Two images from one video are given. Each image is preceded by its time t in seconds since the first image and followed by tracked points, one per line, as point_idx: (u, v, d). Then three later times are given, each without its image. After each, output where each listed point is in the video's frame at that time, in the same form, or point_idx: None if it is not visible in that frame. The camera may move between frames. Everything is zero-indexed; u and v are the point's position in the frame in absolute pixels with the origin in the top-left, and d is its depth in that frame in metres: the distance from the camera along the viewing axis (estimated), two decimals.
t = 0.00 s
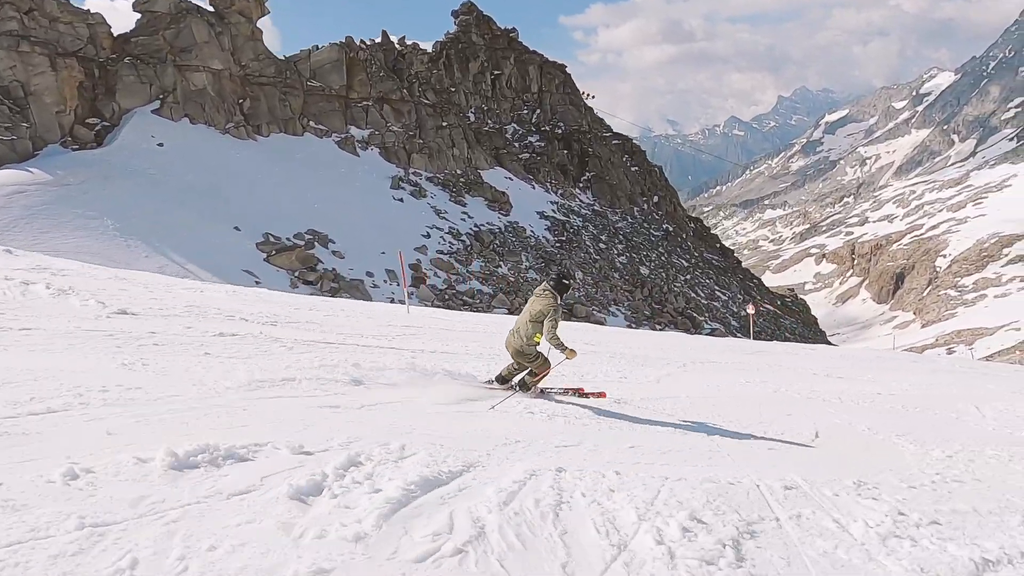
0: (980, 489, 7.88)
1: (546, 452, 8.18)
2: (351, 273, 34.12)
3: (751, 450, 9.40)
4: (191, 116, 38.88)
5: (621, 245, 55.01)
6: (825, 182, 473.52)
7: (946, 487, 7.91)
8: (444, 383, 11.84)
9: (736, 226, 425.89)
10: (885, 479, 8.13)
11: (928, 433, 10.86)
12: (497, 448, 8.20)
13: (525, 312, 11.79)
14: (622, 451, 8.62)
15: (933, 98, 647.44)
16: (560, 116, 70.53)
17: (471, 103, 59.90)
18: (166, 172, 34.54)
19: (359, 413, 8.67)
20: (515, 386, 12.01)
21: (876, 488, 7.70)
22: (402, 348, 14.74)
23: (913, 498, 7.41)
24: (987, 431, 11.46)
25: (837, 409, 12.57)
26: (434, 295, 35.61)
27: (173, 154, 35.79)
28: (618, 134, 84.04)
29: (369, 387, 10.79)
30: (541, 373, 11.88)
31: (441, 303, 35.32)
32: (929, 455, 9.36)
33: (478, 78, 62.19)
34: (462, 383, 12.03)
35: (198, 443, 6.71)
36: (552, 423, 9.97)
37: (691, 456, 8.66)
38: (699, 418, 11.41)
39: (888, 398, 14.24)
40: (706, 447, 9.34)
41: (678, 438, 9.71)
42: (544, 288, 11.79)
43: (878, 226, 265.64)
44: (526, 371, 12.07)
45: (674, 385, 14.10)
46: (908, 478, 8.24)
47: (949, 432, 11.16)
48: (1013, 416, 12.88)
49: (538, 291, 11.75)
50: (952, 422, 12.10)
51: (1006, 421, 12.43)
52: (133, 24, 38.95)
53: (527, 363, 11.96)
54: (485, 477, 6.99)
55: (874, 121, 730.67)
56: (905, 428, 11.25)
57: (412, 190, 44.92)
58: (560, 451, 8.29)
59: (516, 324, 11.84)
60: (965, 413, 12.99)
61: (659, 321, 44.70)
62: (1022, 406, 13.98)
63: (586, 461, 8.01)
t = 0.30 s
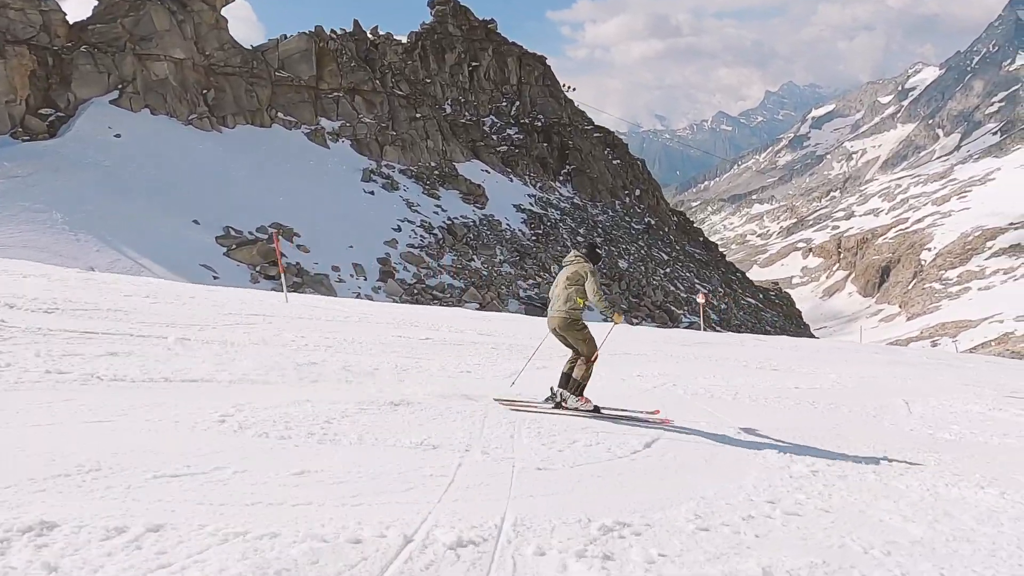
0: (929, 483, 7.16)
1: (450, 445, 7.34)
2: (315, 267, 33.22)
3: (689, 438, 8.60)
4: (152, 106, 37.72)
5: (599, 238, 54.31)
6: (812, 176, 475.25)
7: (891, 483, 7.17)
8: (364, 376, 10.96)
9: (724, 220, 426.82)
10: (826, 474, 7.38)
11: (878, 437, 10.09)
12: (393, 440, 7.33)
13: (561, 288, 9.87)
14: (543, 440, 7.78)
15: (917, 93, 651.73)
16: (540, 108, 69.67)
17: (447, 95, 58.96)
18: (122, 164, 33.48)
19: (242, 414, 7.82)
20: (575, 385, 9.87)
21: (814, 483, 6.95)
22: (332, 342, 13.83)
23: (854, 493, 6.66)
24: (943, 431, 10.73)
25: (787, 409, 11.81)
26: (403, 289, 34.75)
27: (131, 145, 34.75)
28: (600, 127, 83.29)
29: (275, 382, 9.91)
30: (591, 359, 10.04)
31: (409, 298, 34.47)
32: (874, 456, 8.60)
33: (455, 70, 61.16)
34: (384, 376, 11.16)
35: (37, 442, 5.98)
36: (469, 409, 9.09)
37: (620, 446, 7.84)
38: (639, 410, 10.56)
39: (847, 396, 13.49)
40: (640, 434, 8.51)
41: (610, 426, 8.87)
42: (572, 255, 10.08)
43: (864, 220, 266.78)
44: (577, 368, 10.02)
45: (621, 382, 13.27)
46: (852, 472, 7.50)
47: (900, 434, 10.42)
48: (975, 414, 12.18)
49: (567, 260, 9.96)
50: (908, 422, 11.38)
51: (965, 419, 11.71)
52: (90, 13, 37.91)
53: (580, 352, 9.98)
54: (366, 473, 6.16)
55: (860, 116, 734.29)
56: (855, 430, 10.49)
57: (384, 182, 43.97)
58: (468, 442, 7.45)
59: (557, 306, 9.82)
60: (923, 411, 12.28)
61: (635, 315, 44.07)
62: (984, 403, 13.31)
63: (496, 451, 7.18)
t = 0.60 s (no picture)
0: (859, 516, 6.49)
1: (325, 488, 6.59)
2: (273, 261, 32.08)
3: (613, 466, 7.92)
4: (102, 97, 36.47)
5: (573, 229, 53.51)
6: (793, 166, 477.97)
7: (818, 516, 6.50)
8: (279, 391, 10.19)
9: (706, 211, 428.40)
10: (749, 507, 6.72)
11: (824, 445, 9.44)
12: (262, 482, 6.53)
13: (630, 323, 8.95)
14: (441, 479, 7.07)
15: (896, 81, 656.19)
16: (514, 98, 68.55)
17: (416, 84, 57.75)
18: (68, 159, 32.29)
19: (115, 448, 7.08)
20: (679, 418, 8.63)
21: (731, 523, 6.28)
22: (257, 351, 12.98)
23: (771, 537, 5.96)
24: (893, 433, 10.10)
25: (735, 414, 11.14)
26: (365, 283, 33.72)
27: (77, 137, 33.51)
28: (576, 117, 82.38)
29: (174, 400, 9.13)
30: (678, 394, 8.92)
31: (372, 291, 33.41)
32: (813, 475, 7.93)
33: (425, 59, 60.00)
34: (302, 391, 10.35)
35: None
36: (379, 439, 8.35)
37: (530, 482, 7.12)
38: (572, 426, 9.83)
39: (801, 393, 12.81)
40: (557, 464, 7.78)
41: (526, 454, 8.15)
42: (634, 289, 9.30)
43: (844, 209, 268.57)
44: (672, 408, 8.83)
45: (564, 386, 12.54)
46: (776, 504, 6.84)
47: (848, 439, 9.79)
48: (931, 408, 11.56)
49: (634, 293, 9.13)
50: (860, 422, 10.73)
51: (919, 416, 11.08)
52: None
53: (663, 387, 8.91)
54: (187, 547, 5.23)
55: (840, 105, 739.41)
56: (801, 437, 9.84)
57: (348, 173, 42.81)
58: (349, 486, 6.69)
59: (631, 341, 8.87)
60: (878, 407, 11.64)
61: (608, 306, 43.35)
62: (943, 394, 12.69)
63: (374, 500, 6.40)
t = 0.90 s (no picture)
0: (805, 534, 5.50)
1: (167, 521, 5.46)
2: (239, 259, 30.99)
3: (536, 482, 6.92)
4: (64, 91, 35.53)
5: (554, 224, 52.61)
6: (782, 162, 479.17)
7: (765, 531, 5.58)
8: (191, 405, 9.33)
9: (696, 207, 428.84)
10: (683, 528, 5.71)
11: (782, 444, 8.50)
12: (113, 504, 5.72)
13: (685, 343, 8.45)
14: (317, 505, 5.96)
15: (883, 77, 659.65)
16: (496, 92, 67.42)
17: (394, 78, 56.75)
18: (25, 156, 31.27)
19: None
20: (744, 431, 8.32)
21: (655, 545, 5.23)
22: (187, 366, 12.14)
23: (706, 558, 4.99)
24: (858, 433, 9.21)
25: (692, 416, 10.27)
26: (336, 280, 32.70)
27: (35, 133, 32.49)
28: (560, 112, 81.45)
29: (62, 418, 8.28)
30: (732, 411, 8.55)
31: (344, 290, 32.39)
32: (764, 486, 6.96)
33: (403, 53, 58.97)
34: (217, 403, 9.47)
35: None
36: (280, 453, 7.43)
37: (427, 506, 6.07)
38: (510, 429, 8.92)
39: (767, 393, 12.05)
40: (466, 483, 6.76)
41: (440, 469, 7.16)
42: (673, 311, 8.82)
43: (833, 204, 268.84)
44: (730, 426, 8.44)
45: (513, 388, 11.66)
46: (714, 523, 5.84)
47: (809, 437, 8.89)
48: (901, 408, 10.73)
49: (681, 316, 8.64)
50: (823, 422, 9.87)
51: (888, 416, 10.23)
52: None
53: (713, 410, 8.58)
54: None
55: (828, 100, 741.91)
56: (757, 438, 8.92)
57: (322, 168, 41.69)
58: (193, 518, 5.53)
59: (689, 363, 8.36)
60: (845, 407, 10.82)
61: (589, 302, 42.51)
62: (914, 393, 11.90)
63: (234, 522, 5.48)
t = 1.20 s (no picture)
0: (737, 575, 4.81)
1: None
2: (218, 259, 30.25)
3: (469, 503, 6.21)
4: (40, 88, 34.80)
5: (546, 224, 51.85)
6: (781, 162, 478.19)
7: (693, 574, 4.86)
8: (107, 418, 8.55)
9: (695, 208, 428.02)
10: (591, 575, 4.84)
11: (742, 456, 7.73)
12: None
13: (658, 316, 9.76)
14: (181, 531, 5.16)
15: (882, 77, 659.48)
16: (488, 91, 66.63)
17: (383, 77, 56.01)
18: None
19: None
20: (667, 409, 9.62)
21: None
22: (124, 373, 11.38)
23: None
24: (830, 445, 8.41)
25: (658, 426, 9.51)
26: (318, 280, 31.90)
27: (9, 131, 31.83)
28: (553, 111, 80.67)
29: None
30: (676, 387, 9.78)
31: (325, 291, 31.59)
32: (718, 508, 6.16)
33: (393, 51, 58.22)
34: (136, 416, 8.68)
35: None
36: (185, 470, 6.62)
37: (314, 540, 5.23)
38: (455, 443, 8.14)
39: (745, 401, 11.41)
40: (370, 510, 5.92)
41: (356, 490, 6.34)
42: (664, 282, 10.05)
43: (831, 205, 268.05)
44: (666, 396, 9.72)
45: (470, 397, 10.89)
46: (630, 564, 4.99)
47: (776, 448, 8.10)
48: (884, 422, 9.95)
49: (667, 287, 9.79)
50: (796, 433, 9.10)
51: (865, 432, 9.44)
52: None
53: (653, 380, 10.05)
54: None
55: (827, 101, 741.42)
56: (718, 448, 8.11)
57: (307, 168, 40.91)
58: (55, 544, 4.90)
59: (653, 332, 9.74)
60: (824, 420, 10.04)
61: (579, 302, 41.77)
62: (899, 405, 11.16)
63: None
